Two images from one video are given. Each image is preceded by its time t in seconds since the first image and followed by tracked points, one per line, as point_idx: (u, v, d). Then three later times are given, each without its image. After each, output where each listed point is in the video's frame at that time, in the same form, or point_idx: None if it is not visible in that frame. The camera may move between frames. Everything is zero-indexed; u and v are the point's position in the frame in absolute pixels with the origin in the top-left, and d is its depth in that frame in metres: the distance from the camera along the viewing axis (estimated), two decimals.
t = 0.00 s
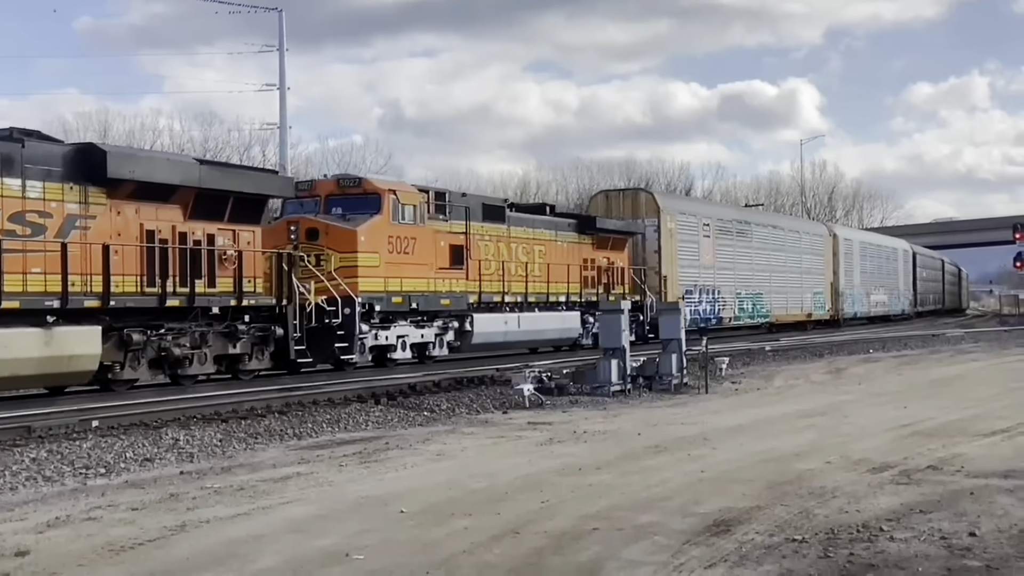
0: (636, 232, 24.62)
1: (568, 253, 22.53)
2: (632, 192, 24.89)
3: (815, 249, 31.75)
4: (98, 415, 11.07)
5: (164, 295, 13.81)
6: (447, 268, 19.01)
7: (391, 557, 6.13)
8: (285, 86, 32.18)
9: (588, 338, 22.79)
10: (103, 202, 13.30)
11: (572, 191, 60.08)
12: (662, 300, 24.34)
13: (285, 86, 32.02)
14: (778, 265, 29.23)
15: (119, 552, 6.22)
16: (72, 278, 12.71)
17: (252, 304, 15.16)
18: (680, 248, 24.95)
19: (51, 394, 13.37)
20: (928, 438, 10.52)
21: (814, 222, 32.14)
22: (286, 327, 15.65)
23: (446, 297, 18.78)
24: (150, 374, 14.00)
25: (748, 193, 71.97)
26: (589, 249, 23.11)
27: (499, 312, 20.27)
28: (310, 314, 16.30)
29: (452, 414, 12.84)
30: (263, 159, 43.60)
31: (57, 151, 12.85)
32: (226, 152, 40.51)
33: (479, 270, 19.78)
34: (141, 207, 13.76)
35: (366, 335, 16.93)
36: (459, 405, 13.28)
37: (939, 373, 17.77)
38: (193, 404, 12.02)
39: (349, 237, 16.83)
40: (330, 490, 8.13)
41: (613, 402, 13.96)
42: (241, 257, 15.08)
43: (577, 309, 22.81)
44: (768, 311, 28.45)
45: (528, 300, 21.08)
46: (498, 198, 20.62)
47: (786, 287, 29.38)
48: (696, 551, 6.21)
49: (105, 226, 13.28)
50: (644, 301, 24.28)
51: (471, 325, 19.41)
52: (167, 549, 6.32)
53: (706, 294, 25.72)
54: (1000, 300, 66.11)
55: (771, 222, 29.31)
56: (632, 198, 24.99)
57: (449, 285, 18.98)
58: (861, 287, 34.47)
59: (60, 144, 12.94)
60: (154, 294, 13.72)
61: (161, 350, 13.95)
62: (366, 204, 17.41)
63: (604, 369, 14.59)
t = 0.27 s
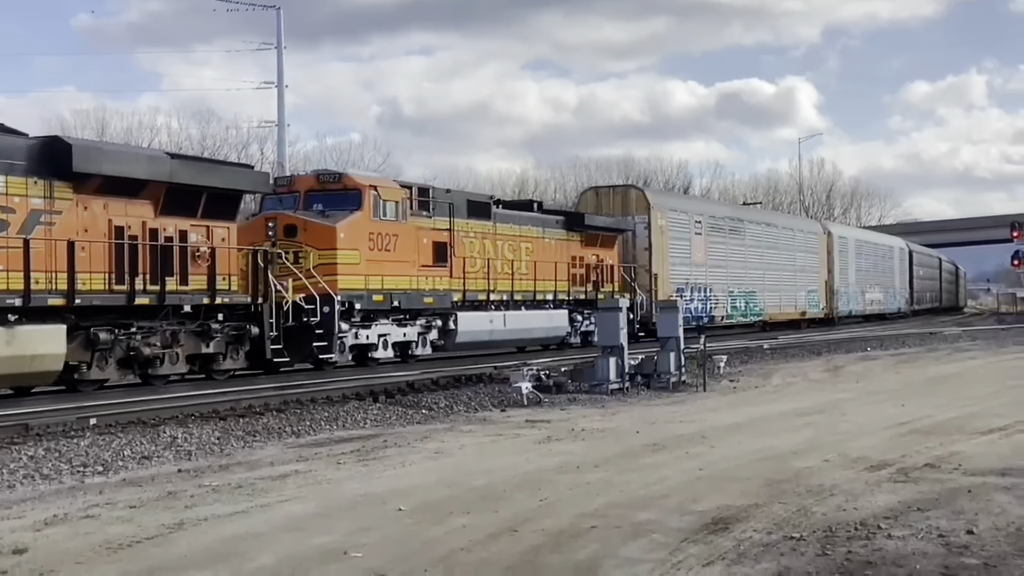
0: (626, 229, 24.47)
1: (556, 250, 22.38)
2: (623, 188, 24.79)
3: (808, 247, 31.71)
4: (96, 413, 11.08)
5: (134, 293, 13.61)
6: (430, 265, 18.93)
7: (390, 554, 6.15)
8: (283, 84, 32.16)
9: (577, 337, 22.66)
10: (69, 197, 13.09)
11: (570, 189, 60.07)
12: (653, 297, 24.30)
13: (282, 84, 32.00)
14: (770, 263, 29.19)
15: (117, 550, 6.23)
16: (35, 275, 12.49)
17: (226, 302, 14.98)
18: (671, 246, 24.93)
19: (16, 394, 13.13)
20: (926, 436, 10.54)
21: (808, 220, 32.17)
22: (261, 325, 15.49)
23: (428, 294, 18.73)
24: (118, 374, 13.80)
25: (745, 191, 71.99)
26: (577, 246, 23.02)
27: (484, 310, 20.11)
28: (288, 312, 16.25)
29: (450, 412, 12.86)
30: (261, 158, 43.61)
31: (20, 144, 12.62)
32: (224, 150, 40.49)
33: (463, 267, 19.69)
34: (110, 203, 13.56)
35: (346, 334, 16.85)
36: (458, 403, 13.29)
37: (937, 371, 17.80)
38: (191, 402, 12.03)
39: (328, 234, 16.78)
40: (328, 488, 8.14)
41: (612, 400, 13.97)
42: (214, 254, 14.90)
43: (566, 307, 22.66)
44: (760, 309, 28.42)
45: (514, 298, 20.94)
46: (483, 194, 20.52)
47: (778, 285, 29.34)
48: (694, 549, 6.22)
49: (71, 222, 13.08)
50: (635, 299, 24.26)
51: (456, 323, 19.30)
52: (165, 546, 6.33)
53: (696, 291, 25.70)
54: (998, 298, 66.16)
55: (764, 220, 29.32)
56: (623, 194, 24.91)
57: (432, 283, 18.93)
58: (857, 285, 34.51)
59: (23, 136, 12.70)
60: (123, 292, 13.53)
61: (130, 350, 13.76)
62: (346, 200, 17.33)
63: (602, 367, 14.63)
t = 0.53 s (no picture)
0: (617, 227, 24.37)
1: (544, 248, 22.21)
2: (613, 185, 24.60)
3: (801, 246, 31.55)
4: (95, 411, 11.07)
5: (101, 291, 13.24)
6: (414, 263, 18.65)
7: (388, 553, 6.14)
8: (281, 82, 32.15)
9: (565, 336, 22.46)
10: (34, 192, 12.70)
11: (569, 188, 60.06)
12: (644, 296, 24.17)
13: (281, 83, 31.98)
14: (764, 262, 29.02)
15: (115, 548, 6.22)
16: None
17: (200, 301, 14.59)
18: (663, 243, 24.77)
19: None
20: (925, 434, 10.54)
21: (804, 218, 32.08)
22: (237, 324, 15.05)
23: (412, 293, 18.45)
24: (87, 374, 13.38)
25: (744, 190, 71.96)
26: (566, 243, 22.86)
27: (470, 309, 19.88)
28: (265, 311, 16.00)
29: (449, 411, 12.84)
30: (259, 156, 43.60)
31: None
32: (223, 149, 40.46)
33: (448, 265, 19.42)
34: (77, 198, 13.18)
35: (326, 333, 16.60)
36: (456, 401, 13.29)
37: (936, 369, 17.81)
38: (190, 400, 12.03)
39: (307, 232, 16.53)
40: (327, 486, 8.13)
41: (611, 399, 13.97)
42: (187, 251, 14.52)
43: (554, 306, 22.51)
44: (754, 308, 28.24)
45: (500, 297, 20.73)
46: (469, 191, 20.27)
47: (772, 284, 29.18)
48: (692, 547, 6.22)
49: (36, 217, 12.69)
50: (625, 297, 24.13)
51: (440, 322, 19.00)
52: (164, 545, 6.32)
53: (689, 290, 25.55)
54: (996, 298, 66.18)
55: (758, 218, 29.18)
56: (613, 191, 24.73)
57: (416, 281, 18.64)
58: (852, 283, 34.48)
59: None
60: (90, 291, 13.17)
61: (98, 350, 13.34)
62: (327, 196, 17.05)
63: (600, 366, 14.62)
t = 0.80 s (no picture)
0: (608, 224, 24.22)
1: (533, 246, 22.01)
2: (604, 181, 24.44)
3: (796, 244, 31.36)
4: (96, 409, 11.08)
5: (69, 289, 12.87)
6: (397, 260, 18.39)
7: (389, 551, 6.15)
8: (281, 81, 32.13)
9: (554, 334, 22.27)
10: None
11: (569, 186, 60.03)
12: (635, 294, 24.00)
13: (281, 81, 31.98)
14: (758, 260, 28.85)
15: (116, 546, 6.23)
16: None
17: (173, 299, 14.25)
18: (655, 241, 24.59)
19: None
20: (925, 433, 10.55)
21: (800, 216, 31.99)
22: (212, 323, 14.75)
23: (394, 291, 18.19)
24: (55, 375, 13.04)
25: (744, 188, 71.95)
26: (555, 241, 22.71)
27: (456, 307, 19.65)
28: (242, 309, 15.73)
29: (449, 409, 12.84)
30: (259, 153, 43.61)
31: None
32: (223, 148, 40.42)
33: (433, 262, 19.16)
34: (44, 193, 12.76)
35: (306, 332, 16.26)
36: (457, 400, 13.30)
37: (935, 368, 17.81)
38: (190, 398, 12.04)
39: (286, 228, 16.25)
40: (328, 484, 8.14)
41: (611, 397, 13.98)
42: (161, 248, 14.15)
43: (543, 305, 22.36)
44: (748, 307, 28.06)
45: (487, 295, 20.48)
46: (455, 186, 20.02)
47: (767, 282, 29.03)
48: (692, 545, 6.22)
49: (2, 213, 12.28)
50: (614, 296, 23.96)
51: (423, 321, 18.72)
52: (165, 542, 6.33)
53: (683, 288, 25.41)
54: (996, 296, 66.18)
55: (753, 215, 29.03)
56: (605, 187, 24.57)
57: (399, 279, 18.37)
58: (850, 281, 34.47)
59: None
60: (57, 288, 12.78)
61: (67, 350, 13.00)
62: (308, 192, 16.79)
63: (600, 364, 14.63)
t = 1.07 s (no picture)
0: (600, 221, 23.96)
1: (522, 243, 21.80)
2: (596, 178, 24.28)
3: (790, 242, 31.17)
4: (97, 406, 11.09)
5: (35, 286, 12.56)
6: (381, 258, 18.14)
7: (390, 549, 6.15)
8: (282, 78, 32.08)
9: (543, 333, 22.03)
10: None
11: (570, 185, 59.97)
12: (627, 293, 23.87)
13: (281, 78, 31.93)
14: (752, 258, 28.69)
15: (116, 543, 6.23)
16: None
17: (147, 297, 13.96)
18: (648, 238, 24.42)
19: None
20: (925, 431, 10.55)
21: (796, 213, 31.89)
22: (187, 322, 14.46)
23: (377, 289, 17.95)
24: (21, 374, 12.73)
25: (744, 186, 71.94)
26: (545, 238, 22.48)
27: (442, 305, 19.47)
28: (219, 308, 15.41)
29: (449, 407, 12.84)
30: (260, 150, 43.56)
31: None
32: (224, 145, 40.34)
33: (417, 260, 18.91)
34: (12, 188, 12.43)
35: (285, 331, 16.01)
36: (457, 398, 13.30)
37: (936, 367, 17.82)
38: (191, 396, 12.05)
39: (266, 225, 15.95)
40: (328, 482, 8.15)
41: (611, 395, 13.98)
42: (133, 245, 13.89)
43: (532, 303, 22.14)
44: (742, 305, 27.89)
45: (474, 294, 20.29)
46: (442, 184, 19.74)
47: (761, 281, 28.90)
48: (693, 544, 6.23)
49: None
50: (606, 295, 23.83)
51: (408, 321, 18.44)
52: (165, 540, 6.33)
53: (676, 287, 25.28)
54: (996, 295, 66.18)
55: (748, 213, 28.85)
56: (597, 184, 24.40)
57: (381, 277, 18.13)
58: (848, 280, 34.46)
59: None
60: (23, 286, 12.47)
61: (34, 349, 12.67)
62: (288, 187, 16.53)
63: (600, 362, 14.61)
